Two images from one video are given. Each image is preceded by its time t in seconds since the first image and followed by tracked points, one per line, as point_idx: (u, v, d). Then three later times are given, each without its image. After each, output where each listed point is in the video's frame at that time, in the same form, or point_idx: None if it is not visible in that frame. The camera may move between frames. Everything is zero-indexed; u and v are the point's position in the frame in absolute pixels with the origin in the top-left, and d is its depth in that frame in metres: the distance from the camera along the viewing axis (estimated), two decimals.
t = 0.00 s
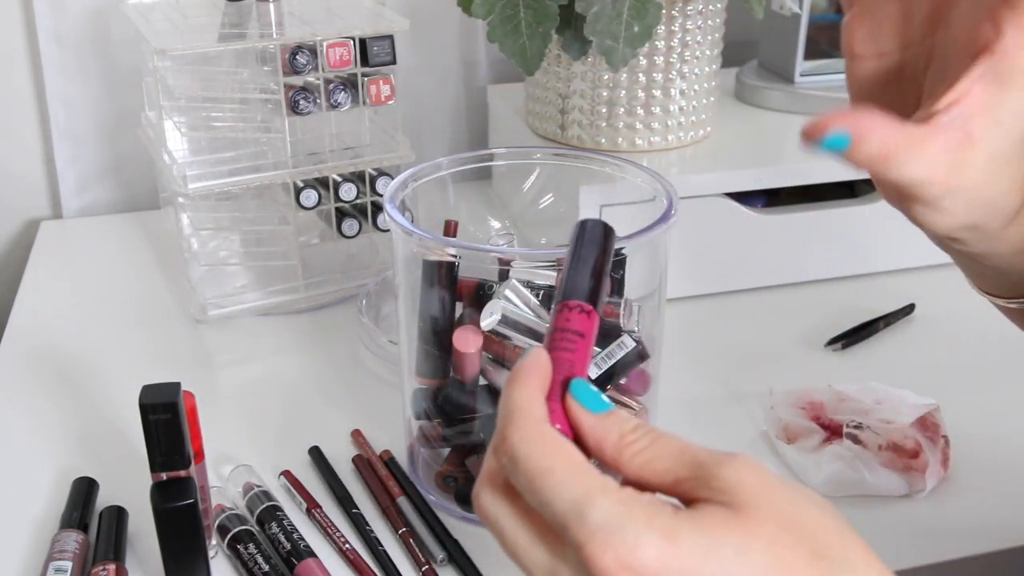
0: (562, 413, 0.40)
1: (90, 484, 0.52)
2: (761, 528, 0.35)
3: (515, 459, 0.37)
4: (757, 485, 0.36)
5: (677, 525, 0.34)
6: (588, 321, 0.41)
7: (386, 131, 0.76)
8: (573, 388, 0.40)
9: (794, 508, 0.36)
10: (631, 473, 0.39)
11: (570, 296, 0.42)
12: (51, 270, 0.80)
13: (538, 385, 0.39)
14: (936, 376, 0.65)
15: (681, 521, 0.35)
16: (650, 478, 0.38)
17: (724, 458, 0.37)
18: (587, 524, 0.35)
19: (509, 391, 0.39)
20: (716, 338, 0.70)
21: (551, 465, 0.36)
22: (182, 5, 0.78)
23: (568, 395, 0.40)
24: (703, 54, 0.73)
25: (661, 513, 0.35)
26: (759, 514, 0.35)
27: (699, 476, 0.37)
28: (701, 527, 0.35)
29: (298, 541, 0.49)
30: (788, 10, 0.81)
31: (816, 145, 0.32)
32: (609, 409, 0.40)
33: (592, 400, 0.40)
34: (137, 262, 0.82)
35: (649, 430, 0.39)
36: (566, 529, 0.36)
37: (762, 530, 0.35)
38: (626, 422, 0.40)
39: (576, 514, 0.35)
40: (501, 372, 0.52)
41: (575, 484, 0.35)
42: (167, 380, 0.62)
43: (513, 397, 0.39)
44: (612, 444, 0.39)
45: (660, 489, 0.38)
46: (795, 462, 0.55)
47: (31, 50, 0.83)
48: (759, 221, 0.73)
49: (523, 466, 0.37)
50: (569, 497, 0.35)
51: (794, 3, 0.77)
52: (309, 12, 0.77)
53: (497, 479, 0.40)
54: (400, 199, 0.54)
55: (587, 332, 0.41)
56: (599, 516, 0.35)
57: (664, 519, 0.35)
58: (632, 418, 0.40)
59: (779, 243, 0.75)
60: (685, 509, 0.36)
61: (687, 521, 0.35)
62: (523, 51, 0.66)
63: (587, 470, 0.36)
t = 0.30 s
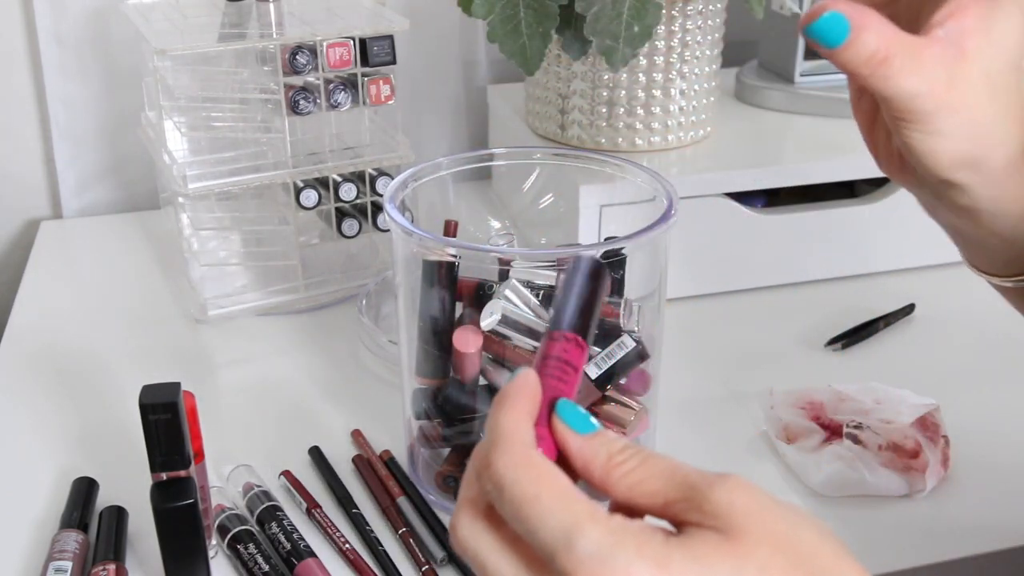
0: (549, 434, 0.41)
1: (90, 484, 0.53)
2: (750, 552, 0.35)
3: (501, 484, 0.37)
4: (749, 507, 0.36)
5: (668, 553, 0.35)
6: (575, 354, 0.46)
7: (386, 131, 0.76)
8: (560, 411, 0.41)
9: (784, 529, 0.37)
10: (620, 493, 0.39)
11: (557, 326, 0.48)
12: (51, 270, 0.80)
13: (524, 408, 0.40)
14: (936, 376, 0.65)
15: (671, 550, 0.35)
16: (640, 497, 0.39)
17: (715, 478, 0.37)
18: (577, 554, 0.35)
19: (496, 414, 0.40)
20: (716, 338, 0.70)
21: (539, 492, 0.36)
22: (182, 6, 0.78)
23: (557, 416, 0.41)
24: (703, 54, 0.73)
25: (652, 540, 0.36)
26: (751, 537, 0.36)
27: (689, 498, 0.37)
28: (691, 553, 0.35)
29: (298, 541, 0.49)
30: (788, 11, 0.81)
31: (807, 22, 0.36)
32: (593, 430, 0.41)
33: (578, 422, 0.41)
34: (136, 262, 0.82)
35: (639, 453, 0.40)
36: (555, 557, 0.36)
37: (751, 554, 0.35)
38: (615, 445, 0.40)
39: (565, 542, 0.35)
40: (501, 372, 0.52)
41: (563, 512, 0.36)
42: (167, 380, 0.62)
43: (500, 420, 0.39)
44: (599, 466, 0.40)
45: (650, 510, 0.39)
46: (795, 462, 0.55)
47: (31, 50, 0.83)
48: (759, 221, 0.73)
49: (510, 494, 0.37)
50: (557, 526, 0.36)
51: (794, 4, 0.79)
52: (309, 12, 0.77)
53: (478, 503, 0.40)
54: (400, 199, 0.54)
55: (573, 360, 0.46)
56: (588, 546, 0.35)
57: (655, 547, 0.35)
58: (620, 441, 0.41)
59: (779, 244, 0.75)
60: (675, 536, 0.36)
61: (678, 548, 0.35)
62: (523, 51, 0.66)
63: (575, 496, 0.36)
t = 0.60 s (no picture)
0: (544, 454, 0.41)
1: (90, 483, 0.52)
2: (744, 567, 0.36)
3: (488, 518, 0.37)
4: (742, 520, 0.36)
5: None
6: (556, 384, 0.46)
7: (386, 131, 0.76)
8: (558, 429, 0.41)
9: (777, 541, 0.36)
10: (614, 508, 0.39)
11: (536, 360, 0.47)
12: (51, 270, 0.80)
13: (512, 437, 0.39)
14: (936, 375, 0.65)
15: None
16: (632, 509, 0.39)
17: (706, 489, 0.37)
18: None
19: (485, 444, 0.39)
20: (716, 338, 0.70)
21: (527, 528, 0.36)
22: (182, 6, 0.78)
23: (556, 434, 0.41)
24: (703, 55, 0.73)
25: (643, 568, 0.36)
26: (743, 551, 0.36)
27: (683, 511, 0.37)
28: None
29: (298, 541, 0.49)
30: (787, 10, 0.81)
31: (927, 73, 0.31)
32: (590, 444, 0.41)
33: (575, 437, 0.41)
34: (136, 262, 0.82)
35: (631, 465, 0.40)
36: None
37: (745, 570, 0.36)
38: (608, 459, 0.40)
39: None
40: (500, 372, 0.52)
41: (553, 546, 0.36)
42: (167, 380, 0.62)
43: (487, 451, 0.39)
44: (595, 479, 0.40)
45: (643, 521, 0.39)
46: (795, 462, 0.55)
47: (31, 49, 0.83)
48: (759, 221, 0.73)
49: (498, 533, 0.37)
50: (547, 561, 0.36)
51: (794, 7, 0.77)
52: (309, 12, 0.77)
53: (465, 532, 0.39)
54: (400, 199, 0.54)
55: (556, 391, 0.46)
56: None
57: None
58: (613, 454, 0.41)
59: (778, 244, 0.75)
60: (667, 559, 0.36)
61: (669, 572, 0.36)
62: (523, 51, 0.66)
63: (564, 529, 0.37)
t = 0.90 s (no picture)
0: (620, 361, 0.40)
1: (90, 483, 0.52)
2: (793, 530, 0.34)
3: (540, 442, 0.36)
4: (800, 478, 0.35)
5: (704, 531, 0.34)
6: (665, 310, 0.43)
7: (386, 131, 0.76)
8: (638, 341, 0.40)
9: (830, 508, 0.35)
10: (680, 429, 0.38)
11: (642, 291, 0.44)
12: (51, 270, 0.80)
13: (567, 359, 0.39)
14: (935, 375, 0.65)
15: (707, 525, 0.34)
16: (698, 441, 0.38)
17: (773, 443, 0.36)
18: (610, 527, 0.34)
19: (541, 362, 0.39)
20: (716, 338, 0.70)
21: (576, 461, 0.35)
22: (182, 5, 0.78)
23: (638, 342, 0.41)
24: (703, 55, 0.73)
25: (689, 517, 0.35)
26: (793, 513, 0.34)
27: (745, 456, 0.36)
28: (727, 529, 0.34)
29: (298, 541, 0.49)
30: (788, 10, 0.80)
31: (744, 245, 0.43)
32: (670, 362, 0.40)
33: (658, 351, 0.40)
34: (136, 262, 0.82)
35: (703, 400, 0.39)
36: (589, 528, 0.35)
37: (792, 533, 0.34)
38: (682, 386, 0.40)
39: (600, 517, 0.35)
40: (501, 372, 0.53)
41: (598, 485, 0.35)
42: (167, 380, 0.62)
43: (545, 373, 0.38)
44: (664, 400, 0.39)
45: (704, 454, 0.38)
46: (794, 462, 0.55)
47: (31, 49, 0.83)
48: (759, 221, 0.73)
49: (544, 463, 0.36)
50: (594, 498, 0.35)
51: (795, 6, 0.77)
52: (310, 12, 0.77)
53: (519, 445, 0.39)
54: (400, 199, 0.54)
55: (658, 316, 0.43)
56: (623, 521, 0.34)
57: (692, 524, 0.34)
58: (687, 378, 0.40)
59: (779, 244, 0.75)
60: (719, 506, 0.35)
61: (715, 523, 0.34)
62: (523, 51, 0.66)
63: (614, 466, 0.36)
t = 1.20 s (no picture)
0: (561, 378, 0.38)
1: (90, 483, 0.53)
2: (745, 546, 0.35)
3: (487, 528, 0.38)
4: (743, 492, 0.36)
5: (661, 563, 0.36)
6: (630, 317, 0.42)
7: (386, 131, 0.76)
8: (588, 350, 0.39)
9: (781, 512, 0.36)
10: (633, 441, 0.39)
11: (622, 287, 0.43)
12: (51, 270, 0.80)
13: (482, 399, 0.40)
14: (935, 375, 0.65)
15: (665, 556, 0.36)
16: (652, 452, 0.38)
17: (723, 456, 0.37)
18: None
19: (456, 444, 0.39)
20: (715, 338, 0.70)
21: (526, 537, 0.37)
22: (182, 5, 0.78)
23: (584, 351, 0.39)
24: (703, 54, 0.73)
25: (649, 548, 0.36)
26: (745, 528, 0.36)
27: (696, 476, 0.37)
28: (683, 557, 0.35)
29: (298, 541, 0.49)
30: (788, 10, 0.80)
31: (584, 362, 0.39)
32: (620, 371, 0.39)
33: (606, 361, 0.39)
34: (136, 262, 0.82)
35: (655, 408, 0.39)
36: None
37: (745, 548, 0.35)
38: (633, 394, 0.39)
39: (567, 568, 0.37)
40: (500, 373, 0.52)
41: (557, 549, 0.37)
42: (167, 380, 0.62)
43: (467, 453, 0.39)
44: (617, 414, 0.39)
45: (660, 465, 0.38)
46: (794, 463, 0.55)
47: (31, 49, 0.83)
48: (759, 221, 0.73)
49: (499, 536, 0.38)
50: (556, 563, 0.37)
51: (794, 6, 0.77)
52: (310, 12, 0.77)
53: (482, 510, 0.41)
54: (400, 199, 0.54)
55: (617, 316, 0.41)
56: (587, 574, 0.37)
57: (649, 557, 0.36)
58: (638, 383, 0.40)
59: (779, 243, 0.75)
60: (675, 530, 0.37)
61: (672, 549, 0.36)
62: (523, 51, 0.66)
63: (564, 526, 0.37)
